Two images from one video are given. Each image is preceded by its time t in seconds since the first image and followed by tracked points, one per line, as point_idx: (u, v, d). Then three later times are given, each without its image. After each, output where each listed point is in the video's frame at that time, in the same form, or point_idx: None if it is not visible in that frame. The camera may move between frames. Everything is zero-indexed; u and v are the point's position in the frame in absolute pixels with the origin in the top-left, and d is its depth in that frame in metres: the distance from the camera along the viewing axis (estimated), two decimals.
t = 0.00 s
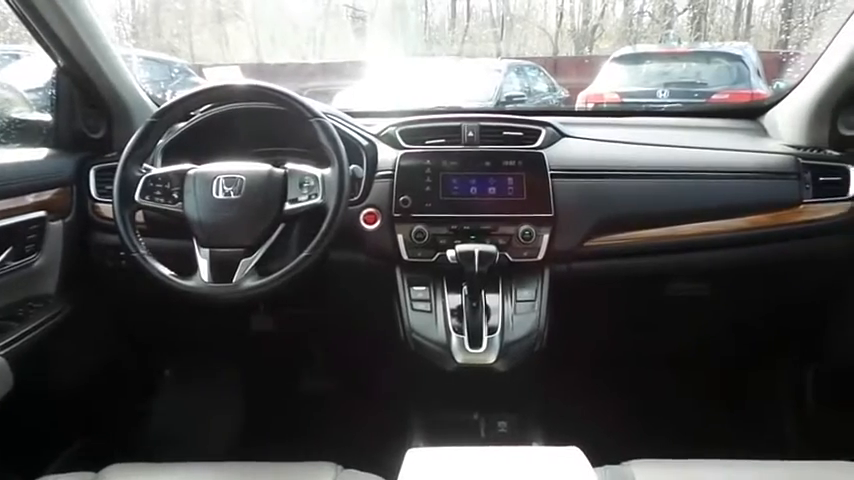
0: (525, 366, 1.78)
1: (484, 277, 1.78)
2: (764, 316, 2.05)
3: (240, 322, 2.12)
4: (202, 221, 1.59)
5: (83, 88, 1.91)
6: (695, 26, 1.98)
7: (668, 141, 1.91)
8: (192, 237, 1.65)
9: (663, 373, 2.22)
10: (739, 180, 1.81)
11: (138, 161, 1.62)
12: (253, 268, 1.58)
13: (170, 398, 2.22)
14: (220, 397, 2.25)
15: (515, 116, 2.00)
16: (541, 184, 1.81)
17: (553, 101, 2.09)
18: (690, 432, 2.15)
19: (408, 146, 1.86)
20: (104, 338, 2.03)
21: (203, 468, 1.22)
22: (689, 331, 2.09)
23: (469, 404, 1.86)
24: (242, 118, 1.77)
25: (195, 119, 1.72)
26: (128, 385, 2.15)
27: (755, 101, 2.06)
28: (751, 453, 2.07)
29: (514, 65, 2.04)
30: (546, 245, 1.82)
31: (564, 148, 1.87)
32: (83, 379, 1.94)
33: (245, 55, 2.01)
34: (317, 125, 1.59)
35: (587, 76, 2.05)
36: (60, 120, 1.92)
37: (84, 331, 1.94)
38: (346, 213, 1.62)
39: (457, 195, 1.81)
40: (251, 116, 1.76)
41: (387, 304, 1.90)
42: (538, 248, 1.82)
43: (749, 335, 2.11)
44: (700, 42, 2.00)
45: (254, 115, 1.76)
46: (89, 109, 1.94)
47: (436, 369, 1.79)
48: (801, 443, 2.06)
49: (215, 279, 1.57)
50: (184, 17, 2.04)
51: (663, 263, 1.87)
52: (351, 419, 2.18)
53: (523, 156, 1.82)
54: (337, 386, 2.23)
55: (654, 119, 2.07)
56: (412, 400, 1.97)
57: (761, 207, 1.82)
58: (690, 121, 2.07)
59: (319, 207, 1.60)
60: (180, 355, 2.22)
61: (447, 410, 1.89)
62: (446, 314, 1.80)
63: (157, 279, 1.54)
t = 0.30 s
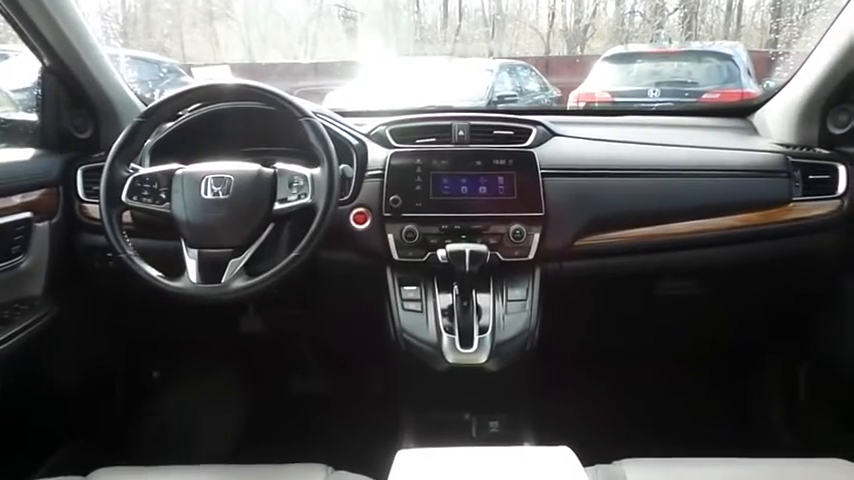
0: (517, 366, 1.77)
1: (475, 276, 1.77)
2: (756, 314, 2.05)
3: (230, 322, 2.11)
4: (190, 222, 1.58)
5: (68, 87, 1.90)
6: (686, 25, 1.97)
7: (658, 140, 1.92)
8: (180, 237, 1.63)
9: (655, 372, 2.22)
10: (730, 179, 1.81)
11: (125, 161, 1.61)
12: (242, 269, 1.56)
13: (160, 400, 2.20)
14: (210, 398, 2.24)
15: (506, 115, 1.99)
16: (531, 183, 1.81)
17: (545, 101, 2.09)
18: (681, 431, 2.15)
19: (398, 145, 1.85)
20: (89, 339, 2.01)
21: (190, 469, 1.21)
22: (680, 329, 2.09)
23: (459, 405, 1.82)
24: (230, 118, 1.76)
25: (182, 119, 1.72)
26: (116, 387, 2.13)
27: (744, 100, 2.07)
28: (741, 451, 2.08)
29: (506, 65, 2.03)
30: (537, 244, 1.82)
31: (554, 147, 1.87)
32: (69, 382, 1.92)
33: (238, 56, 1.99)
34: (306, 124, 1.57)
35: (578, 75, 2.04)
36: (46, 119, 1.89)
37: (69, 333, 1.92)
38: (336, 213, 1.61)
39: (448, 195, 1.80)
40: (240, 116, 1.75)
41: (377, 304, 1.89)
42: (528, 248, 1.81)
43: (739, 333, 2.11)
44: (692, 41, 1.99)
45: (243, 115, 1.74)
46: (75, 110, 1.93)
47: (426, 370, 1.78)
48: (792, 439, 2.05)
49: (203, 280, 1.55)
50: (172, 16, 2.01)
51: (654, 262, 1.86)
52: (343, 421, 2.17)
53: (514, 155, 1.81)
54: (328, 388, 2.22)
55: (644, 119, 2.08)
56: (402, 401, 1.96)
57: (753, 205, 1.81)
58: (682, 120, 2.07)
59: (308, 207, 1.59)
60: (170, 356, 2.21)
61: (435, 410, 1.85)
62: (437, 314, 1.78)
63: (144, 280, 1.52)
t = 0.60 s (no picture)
0: (507, 366, 1.75)
1: (464, 276, 1.76)
2: (746, 312, 2.05)
3: (218, 323, 2.08)
4: (175, 222, 1.56)
5: (52, 85, 1.88)
6: (677, 26, 1.96)
7: (648, 140, 1.91)
8: (165, 237, 1.61)
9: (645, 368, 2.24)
10: (720, 178, 1.81)
11: (109, 160, 1.59)
12: (228, 269, 1.54)
13: (146, 402, 2.18)
14: (198, 399, 2.22)
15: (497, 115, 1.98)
16: (521, 183, 1.79)
17: (537, 101, 2.08)
18: (672, 431, 2.14)
19: (387, 145, 1.84)
20: (74, 340, 1.99)
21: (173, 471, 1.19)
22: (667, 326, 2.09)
23: (449, 405, 1.78)
24: (217, 117, 1.74)
25: (168, 117, 1.70)
26: (101, 389, 2.10)
27: (733, 101, 2.06)
28: (733, 448, 2.07)
29: (498, 65, 2.02)
30: (527, 243, 1.80)
31: (543, 146, 1.86)
32: (53, 383, 1.90)
33: (230, 54, 1.98)
34: (293, 123, 1.56)
35: (570, 75, 2.03)
36: (29, 118, 1.86)
37: (53, 335, 1.89)
38: (323, 213, 1.59)
39: (437, 194, 1.79)
40: (227, 115, 1.73)
41: (367, 303, 1.89)
42: (518, 247, 1.80)
43: (729, 332, 2.11)
44: (682, 42, 1.98)
45: (230, 115, 1.73)
46: (59, 109, 1.90)
47: (415, 370, 1.75)
48: (781, 438, 2.03)
49: (188, 281, 1.54)
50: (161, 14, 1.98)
51: (645, 262, 1.85)
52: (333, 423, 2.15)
53: (503, 155, 1.80)
54: (319, 389, 2.20)
55: (637, 119, 2.06)
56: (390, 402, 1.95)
57: (743, 204, 1.81)
58: (673, 120, 2.06)
59: (295, 206, 1.57)
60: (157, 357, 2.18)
61: (424, 411, 1.82)
62: (426, 314, 1.76)
63: (128, 280, 1.50)
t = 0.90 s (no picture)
0: (500, 366, 1.76)
1: (455, 275, 1.76)
2: (738, 310, 2.05)
3: (210, 323, 2.08)
4: (165, 222, 1.55)
5: (40, 85, 1.86)
6: (668, 26, 1.96)
7: (639, 139, 1.91)
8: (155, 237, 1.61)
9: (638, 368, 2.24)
10: (712, 177, 1.81)
11: (98, 160, 1.58)
12: (219, 269, 1.54)
13: (137, 403, 2.17)
14: (189, 400, 2.21)
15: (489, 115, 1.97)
16: (513, 182, 1.79)
17: (529, 101, 2.08)
18: (664, 430, 2.15)
19: (378, 144, 1.83)
20: (65, 340, 1.97)
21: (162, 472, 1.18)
22: (660, 324, 2.09)
23: (442, 405, 1.78)
24: (207, 117, 1.73)
25: (158, 117, 1.70)
26: (92, 390, 2.09)
27: (723, 100, 2.07)
28: (724, 447, 2.08)
29: (490, 65, 2.02)
30: (519, 242, 1.80)
31: (535, 146, 1.86)
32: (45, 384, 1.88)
33: (220, 53, 1.97)
34: (284, 122, 1.55)
35: (562, 75, 2.03)
36: (18, 118, 1.83)
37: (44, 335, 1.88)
38: (315, 213, 1.59)
39: (429, 194, 1.78)
40: (218, 116, 1.73)
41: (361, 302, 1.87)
42: (510, 247, 1.80)
43: (721, 331, 2.11)
44: (673, 43, 1.97)
45: (221, 115, 1.72)
46: (48, 110, 1.89)
47: (407, 370, 1.75)
48: (773, 437, 2.04)
49: (178, 281, 1.53)
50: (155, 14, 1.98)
51: (637, 261, 1.85)
52: (325, 423, 2.14)
53: (495, 154, 1.80)
54: (311, 390, 2.20)
55: (628, 118, 2.06)
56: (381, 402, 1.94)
57: (734, 203, 1.81)
58: (664, 119, 2.06)
59: (287, 206, 1.57)
60: (148, 357, 2.17)
61: (418, 411, 1.81)
62: (419, 314, 1.76)
63: (118, 281, 1.50)
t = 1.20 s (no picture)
0: (493, 365, 1.76)
1: (449, 275, 1.75)
2: (730, 309, 2.05)
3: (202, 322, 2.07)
4: (157, 222, 1.54)
5: (29, 83, 1.85)
6: (660, 26, 1.97)
7: (632, 138, 1.91)
8: (146, 236, 1.60)
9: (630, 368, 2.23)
10: (704, 176, 1.81)
11: (88, 160, 1.57)
12: (211, 269, 1.53)
13: (128, 403, 2.15)
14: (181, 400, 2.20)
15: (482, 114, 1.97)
16: (506, 181, 1.79)
17: (521, 99, 2.07)
18: (656, 429, 2.15)
19: (371, 143, 1.82)
20: (56, 340, 1.96)
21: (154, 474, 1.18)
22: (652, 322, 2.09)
23: (434, 405, 1.79)
24: (198, 116, 1.72)
25: (148, 116, 1.68)
26: (82, 390, 2.07)
27: (715, 99, 2.07)
28: (716, 446, 2.09)
29: (482, 64, 2.01)
30: (512, 242, 1.80)
31: (528, 145, 1.85)
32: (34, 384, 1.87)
33: (212, 52, 1.95)
34: (276, 121, 1.54)
35: (554, 74, 2.03)
36: (6, 117, 1.82)
37: (34, 335, 1.86)
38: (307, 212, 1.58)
39: (422, 193, 1.78)
40: (209, 115, 1.72)
41: (353, 301, 1.87)
42: (503, 247, 1.80)
43: (713, 330, 2.11)
44: (666, 42, 1.98)
45: (213, 115, 1.72)
46: (38, 108, 1.87)
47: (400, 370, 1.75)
48: (766, 435, 2.05)
49: (170, 281, 1.53)
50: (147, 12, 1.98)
51: (630, 260, 1.85)
52: (317, 423, 2.14)
53: (487, 153, 1.80)
54: (303, 390, 2.19)
55: (621, 118, 2.06)
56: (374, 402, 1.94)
57: (726, 202, 1.81)
58: (656, 118, 2.06)
59: (279, 206, 1.56)
60: (138, 357, 2.15)
61: (410, 410, 1.82)
62: (411, 313, 1.76)
63: (108, 281, 1.49)
